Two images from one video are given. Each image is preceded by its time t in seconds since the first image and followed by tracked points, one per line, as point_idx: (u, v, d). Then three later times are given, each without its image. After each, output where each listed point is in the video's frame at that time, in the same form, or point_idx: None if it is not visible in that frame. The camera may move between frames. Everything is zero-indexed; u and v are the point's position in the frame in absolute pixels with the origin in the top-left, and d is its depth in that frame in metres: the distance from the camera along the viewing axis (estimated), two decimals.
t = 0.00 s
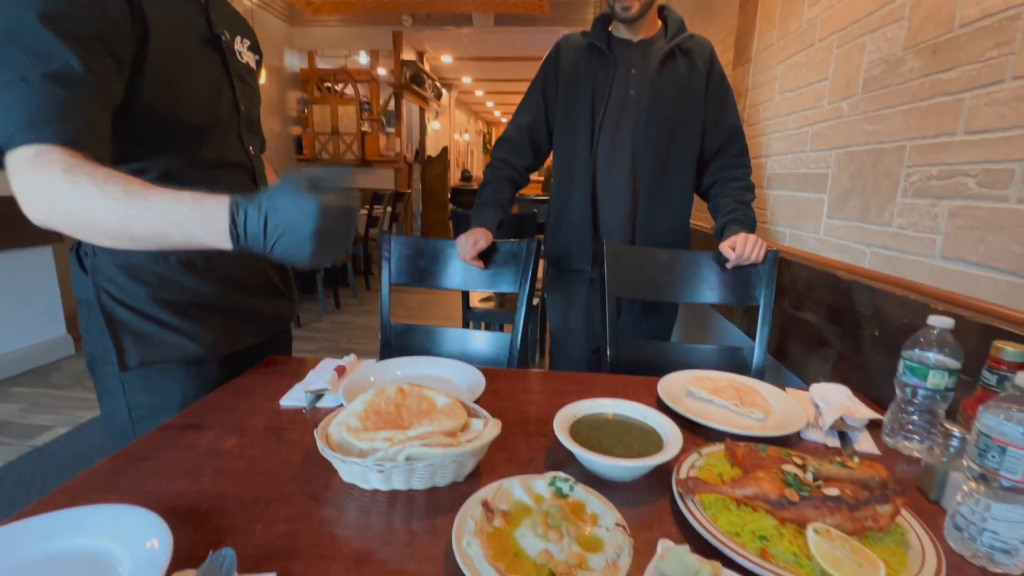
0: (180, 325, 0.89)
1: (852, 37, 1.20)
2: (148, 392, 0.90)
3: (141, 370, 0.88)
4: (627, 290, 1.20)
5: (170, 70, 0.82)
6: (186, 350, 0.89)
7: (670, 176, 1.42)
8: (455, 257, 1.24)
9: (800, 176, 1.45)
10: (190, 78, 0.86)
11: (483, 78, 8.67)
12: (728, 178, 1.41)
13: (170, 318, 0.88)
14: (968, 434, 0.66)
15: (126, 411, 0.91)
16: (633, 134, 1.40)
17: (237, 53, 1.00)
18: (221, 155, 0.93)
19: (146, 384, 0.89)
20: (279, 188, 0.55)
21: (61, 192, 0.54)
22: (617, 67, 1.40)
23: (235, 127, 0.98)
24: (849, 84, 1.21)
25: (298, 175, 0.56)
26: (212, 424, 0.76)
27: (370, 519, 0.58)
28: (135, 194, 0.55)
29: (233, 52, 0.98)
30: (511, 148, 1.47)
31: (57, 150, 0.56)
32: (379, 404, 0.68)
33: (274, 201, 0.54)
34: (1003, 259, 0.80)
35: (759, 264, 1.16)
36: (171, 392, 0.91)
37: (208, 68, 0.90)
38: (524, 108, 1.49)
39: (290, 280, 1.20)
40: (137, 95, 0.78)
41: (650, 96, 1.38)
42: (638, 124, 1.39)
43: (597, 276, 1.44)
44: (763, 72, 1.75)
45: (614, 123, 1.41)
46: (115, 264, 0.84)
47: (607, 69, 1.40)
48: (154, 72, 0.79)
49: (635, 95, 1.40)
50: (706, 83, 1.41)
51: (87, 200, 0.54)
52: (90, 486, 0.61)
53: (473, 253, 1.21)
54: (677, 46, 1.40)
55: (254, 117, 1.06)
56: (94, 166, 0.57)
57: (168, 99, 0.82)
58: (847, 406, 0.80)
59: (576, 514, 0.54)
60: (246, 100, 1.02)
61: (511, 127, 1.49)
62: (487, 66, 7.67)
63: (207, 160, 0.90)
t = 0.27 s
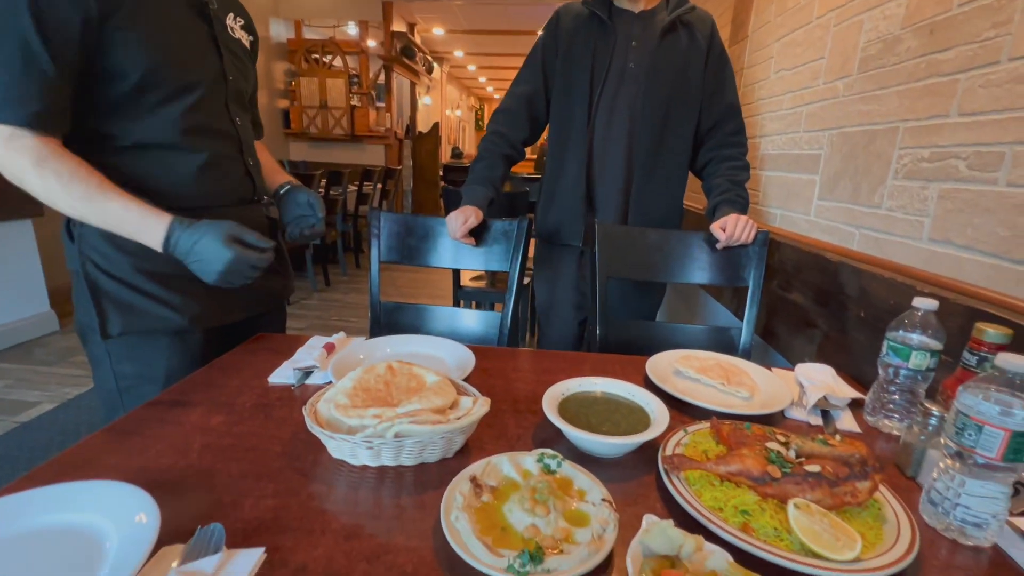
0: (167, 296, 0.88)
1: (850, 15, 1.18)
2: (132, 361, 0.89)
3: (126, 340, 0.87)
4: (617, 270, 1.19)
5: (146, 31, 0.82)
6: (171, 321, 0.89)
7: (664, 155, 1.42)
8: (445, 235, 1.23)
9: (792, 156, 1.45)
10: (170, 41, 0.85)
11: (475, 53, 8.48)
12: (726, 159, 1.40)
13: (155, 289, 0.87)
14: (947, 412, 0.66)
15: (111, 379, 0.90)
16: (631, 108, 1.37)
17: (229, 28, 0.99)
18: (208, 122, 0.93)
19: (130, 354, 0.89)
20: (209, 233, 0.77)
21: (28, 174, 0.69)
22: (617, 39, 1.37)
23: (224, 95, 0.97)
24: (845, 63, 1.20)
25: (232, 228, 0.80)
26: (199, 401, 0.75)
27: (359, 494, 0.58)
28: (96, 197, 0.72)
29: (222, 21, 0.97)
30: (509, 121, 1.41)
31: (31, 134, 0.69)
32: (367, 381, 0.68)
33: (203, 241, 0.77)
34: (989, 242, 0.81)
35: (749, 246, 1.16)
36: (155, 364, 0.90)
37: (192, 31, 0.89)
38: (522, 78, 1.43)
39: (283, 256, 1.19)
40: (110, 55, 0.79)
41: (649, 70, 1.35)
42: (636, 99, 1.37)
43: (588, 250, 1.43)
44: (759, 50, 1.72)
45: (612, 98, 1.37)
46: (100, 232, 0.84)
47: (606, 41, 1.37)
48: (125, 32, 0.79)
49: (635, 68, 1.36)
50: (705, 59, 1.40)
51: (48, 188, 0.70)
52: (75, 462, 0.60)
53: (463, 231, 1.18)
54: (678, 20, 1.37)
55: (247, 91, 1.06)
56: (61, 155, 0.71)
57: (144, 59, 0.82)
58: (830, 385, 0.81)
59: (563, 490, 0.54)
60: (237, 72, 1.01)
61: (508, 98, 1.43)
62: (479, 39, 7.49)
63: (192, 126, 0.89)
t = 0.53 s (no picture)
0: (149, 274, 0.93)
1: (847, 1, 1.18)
2: (120, 338, 0.94)
3: (114, 316, 0.93)
4: (611, 257, 1.19)
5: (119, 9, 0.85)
6: (152, 299, 0.93)
7: (661, 143, 1.42)
8: (438, 221, 1.22)
9: (786, 145, 1.45)
10: (145, 18, 0.88)
11: (469, 36, 8.36)
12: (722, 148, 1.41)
13: (136, 267, 0.93)
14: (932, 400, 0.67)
15: (102, 355, 0.95)
16: (633, 93, 1.35)
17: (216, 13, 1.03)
18: (187, 100, 0.95)
19: (117, 329, 0.93)
20: (178, 204, 0.82)
21: None
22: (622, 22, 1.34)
23: (206, 74, 0.99)
24: (841, 51, 1.19)
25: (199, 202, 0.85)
26: (190, 386, 0.75)
27: (352, 480, 0.58)
28: (64, 165, 0.74)
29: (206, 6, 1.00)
30: (510, 103, 1.37)
31: None
32: (360, 367, 0.68)
33: (172, 213, 0.81)
34: (979, 232, 0.81)
35: (743, 234, 1.17)
36: (140, 340, 0.94)
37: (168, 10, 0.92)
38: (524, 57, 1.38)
39: (274, 242, 1.21)
40: (82, 33, 0.82)
41: (653, 56, 1.34)
42: (638, 84, 1.35)
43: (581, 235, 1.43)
44: (756, 36, 1.71)
45: (615, 82, 1.35)
46: (87, 213, 0.91)
47: (612, 23, 1.34)
48: (96, 9, 0.83)
49: (638, 52, 1.34)
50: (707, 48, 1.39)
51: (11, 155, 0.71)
52: (65, 447, 0.60)
53: (458, 219, 1.18)
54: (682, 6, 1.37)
55: (233, 76, 1.09)
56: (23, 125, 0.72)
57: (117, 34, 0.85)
58: (820, 373, 0.82)
59: (555, 475, 0.55)
60: (221, 55, 1.03)
61: (511, 78, 1.38)
62: (473, 23, 7.38)
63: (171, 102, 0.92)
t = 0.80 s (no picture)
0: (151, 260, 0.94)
1: None
2: (122, 324, 0.94)
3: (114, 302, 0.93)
4: (606, 249, 1.19)
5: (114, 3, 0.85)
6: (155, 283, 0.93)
7: (656, 137, 1.42)
8: (435, 213, 1.22)
9: (782, 138, 1.45)
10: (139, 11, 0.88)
11: (465, 26, 8.28)
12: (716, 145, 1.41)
13: (138, 253, 0.93)
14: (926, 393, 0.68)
15: (104, 342, 0.95)
16: (629, 86, 1.35)
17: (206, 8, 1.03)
18: (182, 94, 0.95)
19: (118, 316, 0.93)
20: (192, 190, 0.84)
21: (15, 138, 0.73)
22: (621, 12, 1.33)
23: (200, 68, 0.99)
24: (838, 44, 1.19)
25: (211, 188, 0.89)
26: (184, 379, 0.75)
27: (347, 472, 0.58)
28: (86, 156, 0.77)
29: None
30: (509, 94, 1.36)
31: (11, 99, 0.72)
32: (355, 359, 0.68)
33: (185, 200, 0.84)
34: (973, 226, 0.82)
35: (739, 227, 1.17)
36: (143, 326, 0.94)
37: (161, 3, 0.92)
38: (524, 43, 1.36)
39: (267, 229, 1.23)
40: (80, 28, 0.82)
41: (650, 48, 1.34)
42: (634, 77, 1.35)
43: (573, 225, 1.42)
44: (754, 29, 1.70)
45: (609, 74, 1.35)
46: (86, 202, 0.91)
47: (613, 13, 1.33)
48: (93, 2, 0.82)
49: (636, 43, 1.34)
50: (707, 42, 1.38)
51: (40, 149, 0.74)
52: (58, 439, 0.59)
53: (456, 212, 1.17)
54: None
55: (226, 70, 1.09)
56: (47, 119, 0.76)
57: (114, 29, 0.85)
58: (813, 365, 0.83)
59: (549, 467, 0.55)
60: (212, 48, 1.03)
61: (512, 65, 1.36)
62: (470, 13, 7.31)
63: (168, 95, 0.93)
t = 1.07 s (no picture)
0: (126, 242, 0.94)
1: None
2: (98, 303, 0.95)
3: (91, 282, 0.94)
4: (604, 249, 1.19)
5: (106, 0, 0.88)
6: (129, 265, 0.94)
7: (608, 124, 1.38)
8: (434, 213, 1.22)
9: (779, 138, 1.45)
10: (132, 10, 0.90)
11: (462, 27, 8.29)
12: (676, 136, 1.38)
13: (113, 234, 0.93)
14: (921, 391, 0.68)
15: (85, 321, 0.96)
16: (578, 79, 1.34)
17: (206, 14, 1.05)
18: (171, 90, 0.97)
19: (96, 295, 0.94)
20: (173, 176, 0.88)
21: (6, 122, 0.76)
22: (559, 7, 1.34)
23: (190, 66, 1.01)
24: (835, 44, 1.19)
25: (190, 176, 0.92)
26: (180, 379, 0.74)
27: (344, 473, 0.58)
28: (71, 140, 0.80)
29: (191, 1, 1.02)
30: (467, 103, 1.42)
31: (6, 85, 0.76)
32: (351, 360, 0.68)
33: (167, 181, 0.87)
34: (970, 225, 0.82)
35: (736, 229, 1.17)
36: (116, 305, 0.94)
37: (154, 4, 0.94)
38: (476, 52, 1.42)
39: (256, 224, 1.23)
40: (70, 23, 0.85)
41: (590, 35, 1.32)
42: (580, 69, 1.34)
43: (571, 227, 1.41)
44: (750, 29, 1.70)
45: (554, 65, 1.35)
46: (71, 185, 0.94)
47: (549, 6, 1.34)
48: None
49: (576, 34, 1.33)
50: (649, 32, 1.37)
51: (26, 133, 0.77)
52: (53, 441, 0.59)
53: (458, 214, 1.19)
54: None
55: (222, 72, 1.11)
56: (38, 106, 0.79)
57: (104, 25, 0.88)
58: (810, 365, 0.83)
59: (547, 468, 0.55)
60: (207, 48, 1.05)
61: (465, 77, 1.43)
62: (467, 13, 7.30)
63: (157, 91, 0.94)
